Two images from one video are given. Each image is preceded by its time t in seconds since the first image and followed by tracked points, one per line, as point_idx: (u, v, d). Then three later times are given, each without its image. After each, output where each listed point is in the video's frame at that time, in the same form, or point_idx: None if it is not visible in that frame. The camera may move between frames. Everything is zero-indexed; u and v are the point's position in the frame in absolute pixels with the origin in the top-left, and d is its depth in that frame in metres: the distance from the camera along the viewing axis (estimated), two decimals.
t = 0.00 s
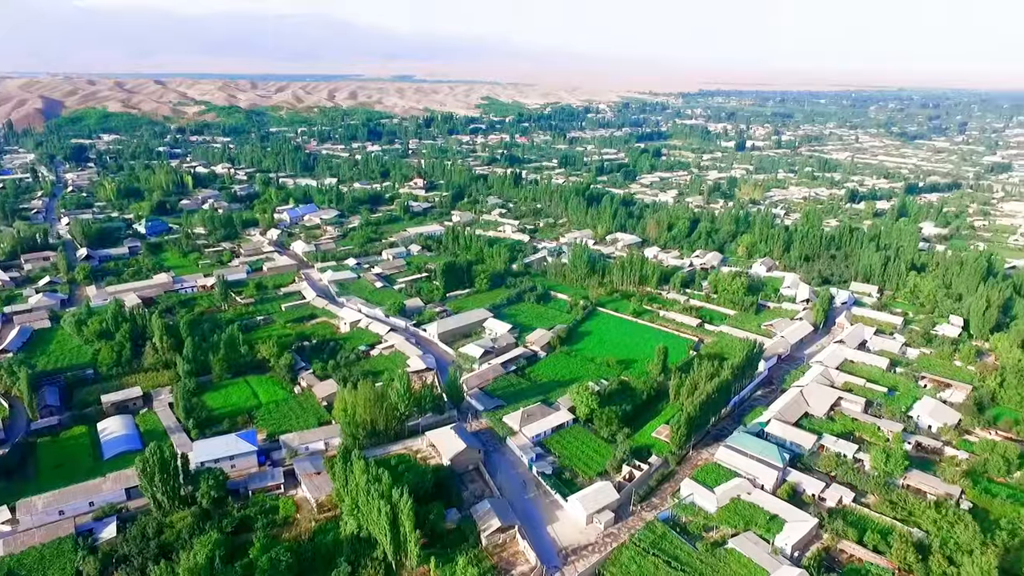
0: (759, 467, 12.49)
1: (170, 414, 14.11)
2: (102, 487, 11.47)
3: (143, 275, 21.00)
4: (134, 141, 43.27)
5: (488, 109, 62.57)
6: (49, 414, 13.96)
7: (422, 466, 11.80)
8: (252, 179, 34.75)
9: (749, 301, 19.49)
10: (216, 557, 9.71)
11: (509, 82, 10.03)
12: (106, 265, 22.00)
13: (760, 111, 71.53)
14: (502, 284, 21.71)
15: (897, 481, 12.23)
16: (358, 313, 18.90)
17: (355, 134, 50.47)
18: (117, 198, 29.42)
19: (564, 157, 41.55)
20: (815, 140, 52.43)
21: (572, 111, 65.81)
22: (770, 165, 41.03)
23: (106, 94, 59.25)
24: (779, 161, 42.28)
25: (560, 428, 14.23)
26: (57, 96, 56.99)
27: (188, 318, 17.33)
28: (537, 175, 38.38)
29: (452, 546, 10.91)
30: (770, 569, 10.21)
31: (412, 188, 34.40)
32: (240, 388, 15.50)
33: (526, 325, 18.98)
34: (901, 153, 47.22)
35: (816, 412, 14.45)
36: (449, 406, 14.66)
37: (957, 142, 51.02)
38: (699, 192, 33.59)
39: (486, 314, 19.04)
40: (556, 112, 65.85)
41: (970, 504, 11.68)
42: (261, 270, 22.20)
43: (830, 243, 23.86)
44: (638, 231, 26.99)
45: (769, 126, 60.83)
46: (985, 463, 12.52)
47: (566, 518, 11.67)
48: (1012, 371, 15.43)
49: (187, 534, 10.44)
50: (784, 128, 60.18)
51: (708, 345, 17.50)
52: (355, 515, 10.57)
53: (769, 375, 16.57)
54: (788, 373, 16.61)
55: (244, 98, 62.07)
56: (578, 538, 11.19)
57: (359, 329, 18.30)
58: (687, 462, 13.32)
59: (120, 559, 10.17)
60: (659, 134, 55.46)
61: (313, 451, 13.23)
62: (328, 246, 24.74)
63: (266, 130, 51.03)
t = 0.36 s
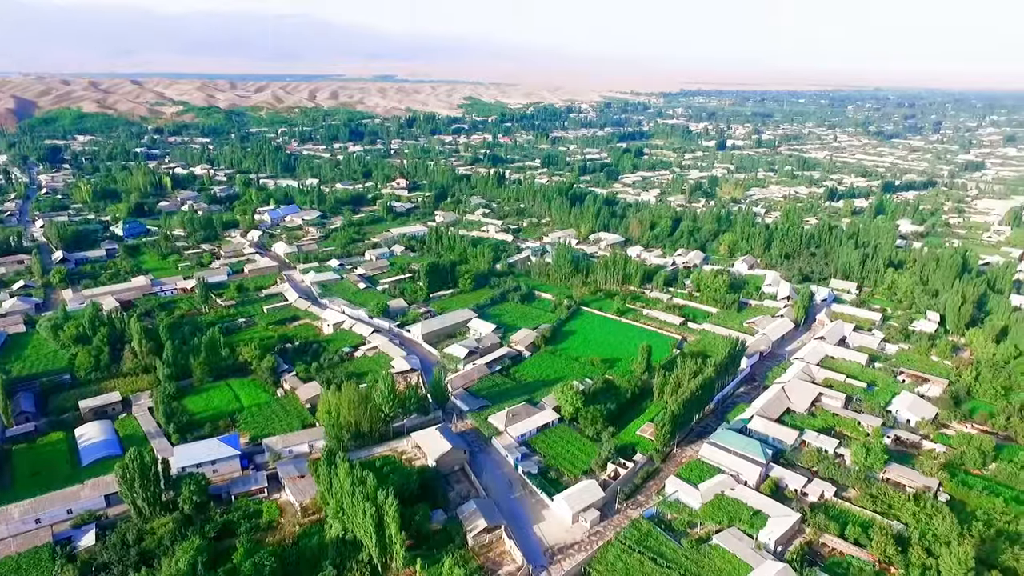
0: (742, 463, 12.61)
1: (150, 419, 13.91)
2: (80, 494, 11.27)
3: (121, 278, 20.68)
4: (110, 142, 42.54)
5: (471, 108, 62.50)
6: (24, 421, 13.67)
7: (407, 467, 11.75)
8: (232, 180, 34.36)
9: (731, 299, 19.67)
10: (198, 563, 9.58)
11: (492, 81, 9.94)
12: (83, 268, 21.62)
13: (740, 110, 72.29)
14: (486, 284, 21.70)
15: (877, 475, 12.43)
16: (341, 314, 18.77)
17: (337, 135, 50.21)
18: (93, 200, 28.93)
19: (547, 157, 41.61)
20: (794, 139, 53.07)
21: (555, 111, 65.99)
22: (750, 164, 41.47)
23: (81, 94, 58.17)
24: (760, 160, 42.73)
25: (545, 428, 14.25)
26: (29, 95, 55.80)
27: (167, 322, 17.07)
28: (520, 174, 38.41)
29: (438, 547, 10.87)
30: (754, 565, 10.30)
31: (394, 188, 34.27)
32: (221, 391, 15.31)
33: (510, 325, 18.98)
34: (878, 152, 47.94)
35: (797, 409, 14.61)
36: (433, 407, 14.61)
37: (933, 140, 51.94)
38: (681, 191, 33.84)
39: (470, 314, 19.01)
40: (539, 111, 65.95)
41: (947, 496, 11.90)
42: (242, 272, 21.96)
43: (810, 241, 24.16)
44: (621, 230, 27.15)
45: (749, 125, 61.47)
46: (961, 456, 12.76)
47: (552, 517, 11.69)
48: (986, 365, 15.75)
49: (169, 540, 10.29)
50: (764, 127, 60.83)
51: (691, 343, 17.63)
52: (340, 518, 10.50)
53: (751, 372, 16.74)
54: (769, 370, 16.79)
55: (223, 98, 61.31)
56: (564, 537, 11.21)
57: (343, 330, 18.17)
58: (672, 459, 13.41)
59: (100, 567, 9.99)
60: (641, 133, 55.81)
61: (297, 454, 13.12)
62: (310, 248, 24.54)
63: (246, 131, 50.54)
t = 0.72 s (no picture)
0: (727, 460, 12.71)
1: (131, 424, 13.71)
2: (59, 501, 11.09)
3: (99, 281, 20.36)
4: (87, 143, 41.82)
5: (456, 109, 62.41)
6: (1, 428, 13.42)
7: (393, 469, 11.69)
8: (213, 182, 33.99)
9: (715, 298, 19.83)
10: (182, 569, 9.46)
11: (475, 82, 9.89)
12: (61, 271, 21.26)
13: (723, 110, 72.97)
14: (471, 285, 21.67)
15: (860, 470, 12.60)
16: (325, 316, 18.65)
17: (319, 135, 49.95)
18: (71, 202, 28.48)
19: (531, 157, 41.67)
20: (776, 138, 53.64)
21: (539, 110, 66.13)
22: (732, 163, 41.87)
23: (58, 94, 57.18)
24: (742, 159, 43.14)
25: (532, 427, 14.26)
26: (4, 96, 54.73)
27: (148, 325, 16.84)
28: (504, 175, 38.43)
29: (425, 549, 10.82)
30: (740, 560, 10.40)
31: (378, 189, 34.13)
32: (204, 395, 15.12)
33: (495, 325, 18.97)
34: (858, 151, 48.61)
35: (781, 405, 14.76)
36: (419, 408, 14.55)
37: (910, 139, 52.77)
38: (665, 190, 34.06)
39: (455, 315, 18.97)
40: (523, 111, 66.04)
41: (928, 489, 12.09)
42: (224, 275, 21.73)
43: (792, 240, 24.43)
44: (605, 230, 27.26)
45: (732, 125, 62.04)
46: (941, 449, 12.99)
47: (539, 517, 11.70)
48: (964, 360, 16.04)
49: (152, 547, 10.15)
50: (746, 127, 61.41)
51: (676, 341, 17.75)
52: (326, 521, 10.42)
53: (735, 370, 16.89)
54: (753, 367, 16.95)
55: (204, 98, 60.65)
56: (552, 537, 11.23)
57: (327, 332, 18.05)
58: (657, 457, 13.48)
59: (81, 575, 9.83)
60: (625, 133, 56.09)
61: (281, 458, 13.00)
62: (294, 249, 24.35)
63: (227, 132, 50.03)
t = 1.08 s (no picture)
0: (712, 457, 12.82)
1: (113, 429, 13.51)
2: (39, 509, 10.91)
3: (78, 285, 20.05)
4: (65, 145, 41.14)
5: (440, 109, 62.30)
6: None
7: (380, 471, 11.63)
8: (194, 183, 33.62)
9: (699, 296, 19.95)
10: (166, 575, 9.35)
11: (459, 82, 9.84)
12: (38, 275, 20.90)
13: (706, 110, 73.52)
14: (457, 285, 21.63)
15: (843, 465, 12.75)
16: (310, 318, 18.51)
17: (302, 136, 49.61)
18: (48, 205, 28.03)
19: (516, 157, 41.70)
20: (758, 138, 54.15)
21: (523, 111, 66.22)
22: (716, 163, 42.21)
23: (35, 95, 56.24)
24: (725, 158, 43.48)
25: (519, 428, 14.26)
26: None
27: (128, 329, 16.60)
28: (489, 175, 38.42)
29: (413, 551, 10.78)
30: (726, 557, 10.48)
31: (362, 190, 33.96)
32: (187, 398, 14.95)
33: (481, 325, 18.96)
34: (838, 150, 49.21)
35: (765, 402, 14.90)
36: (406, 410, 14.49)
37: (890, 138, 53.54)
38: (649, 190, 34.25)
39: (441, 316, 18.92)
40: (507, 111, 66.09)
41: (909, 483, 12.26)
42: (207, 277, 21.50)
43: (775, 238, 24.67)
44: (590, 229, 27.36)
45: (715, 124, 62.57)
46: (921, 444, 13.19)
47: (527, 517, 11.71)
48: (943, 355, 16.32)
49: (135, 553, 10.01)
50: (729, 126, 61.93)
51: (661, 340, 17.85)
52: (312, 525, 10.35)
53: (720, 368, 17.01)
54: (738, 365, 17.09)
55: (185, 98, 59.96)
56: (539, 536, 11.24)
57: (312, 334, 17.92)
58: (644, 456, 13.54)
59: None
60: (609, 133, 56.34)
61: (266, 461, 12.89)
62: (277, 251, 24.15)
63: (208, 132, 49.49)
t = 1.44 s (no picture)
0: (698, 455, 12.90)
1: (93, 434, 13.31)
2: (17, 517, 10.71)
3: (57, 288, 19.73)
4: (42, 145, 40.41)
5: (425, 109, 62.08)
6: None
7: (367, 473, 11.57)
8: (175, 184, 33.23)
9: (684, 294, 20.09)
10: None
11: (445, 81, 9.79)
12: (15, 278, 20.53)
13: (689, 109, 74.13)
14: (443, 286, 21.59)
15: (826, 461, 12.90)
16: (295, 320, 18.37)
17: (285, 136, 49.22)
18: (25, 207, 27.54)
19: (501, 157, 41.71)
20: (741, 137, 54.64)
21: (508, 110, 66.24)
22: (699, 162, 42.51)
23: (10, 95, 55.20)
24: (708, 158, 43.84)
25: (505, 427, 14.27)
26: None
27: (109, 333, 16.35)
28: (474, 175, 38.40)
29: (401, 552, 10.74)
30: (713, 553, 10.55)
31: (347, 190, 33.78)
32: (170, 403, 14.76)
33: (467, 325, 18.94)
34: (819, 149, 49.82)
35: (750, 399, 15.03)
36: (392, 411, 14.43)
37: (870, 137, 54.30)
38: (634, 189, 34.42)
39: (426, 316, 18.86)
40: (492, 111, 66.06)
41: (891, 477, 12.43)
42: (189, 279, 21.26)
43: (758, 237, 24.90)
44: (576, 229, 27.44)
45: (698, 124, 63.04)
46: (903, 438, 13.38)
47: (514, 516, 11.72)
48: (923, 351, 16.58)
49: (117, 560, 9.87)
50: (712, 126, 62.44)
51: (647, 338, 17.96)
52: (299, 528, 10.28)
53: (705, 365, 17.15)
54: (722, 362, 17.24)
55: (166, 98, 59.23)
56: (527, 535, 11.25)
57: (297, 336, 17.79)
58: (630, 454, 13.60)
59: None
60: (594, 133, 56.53)
61: (251, 465, 12.78)
62: (261, 252, 23.95)
63: (190, 133, 48.91)
